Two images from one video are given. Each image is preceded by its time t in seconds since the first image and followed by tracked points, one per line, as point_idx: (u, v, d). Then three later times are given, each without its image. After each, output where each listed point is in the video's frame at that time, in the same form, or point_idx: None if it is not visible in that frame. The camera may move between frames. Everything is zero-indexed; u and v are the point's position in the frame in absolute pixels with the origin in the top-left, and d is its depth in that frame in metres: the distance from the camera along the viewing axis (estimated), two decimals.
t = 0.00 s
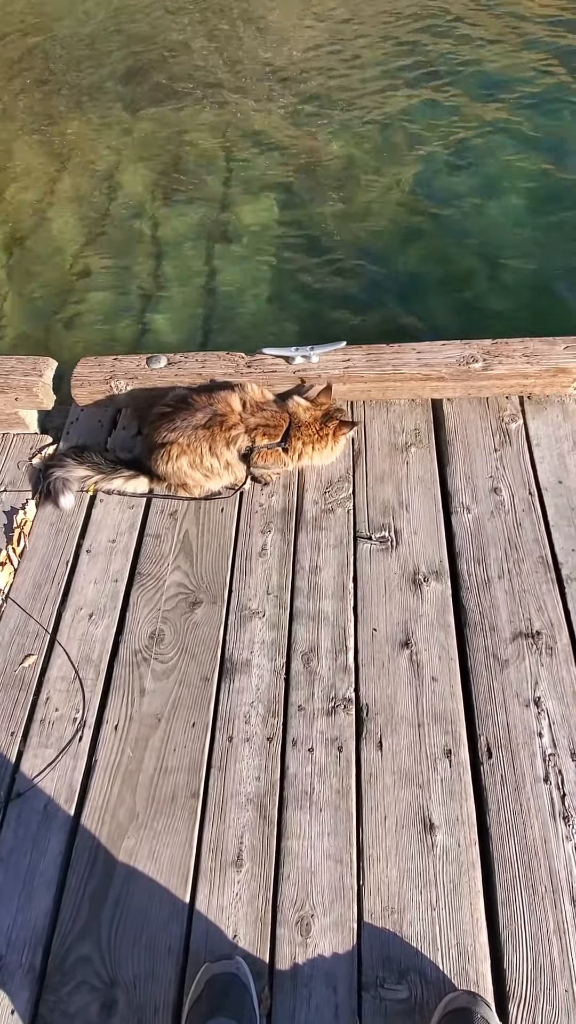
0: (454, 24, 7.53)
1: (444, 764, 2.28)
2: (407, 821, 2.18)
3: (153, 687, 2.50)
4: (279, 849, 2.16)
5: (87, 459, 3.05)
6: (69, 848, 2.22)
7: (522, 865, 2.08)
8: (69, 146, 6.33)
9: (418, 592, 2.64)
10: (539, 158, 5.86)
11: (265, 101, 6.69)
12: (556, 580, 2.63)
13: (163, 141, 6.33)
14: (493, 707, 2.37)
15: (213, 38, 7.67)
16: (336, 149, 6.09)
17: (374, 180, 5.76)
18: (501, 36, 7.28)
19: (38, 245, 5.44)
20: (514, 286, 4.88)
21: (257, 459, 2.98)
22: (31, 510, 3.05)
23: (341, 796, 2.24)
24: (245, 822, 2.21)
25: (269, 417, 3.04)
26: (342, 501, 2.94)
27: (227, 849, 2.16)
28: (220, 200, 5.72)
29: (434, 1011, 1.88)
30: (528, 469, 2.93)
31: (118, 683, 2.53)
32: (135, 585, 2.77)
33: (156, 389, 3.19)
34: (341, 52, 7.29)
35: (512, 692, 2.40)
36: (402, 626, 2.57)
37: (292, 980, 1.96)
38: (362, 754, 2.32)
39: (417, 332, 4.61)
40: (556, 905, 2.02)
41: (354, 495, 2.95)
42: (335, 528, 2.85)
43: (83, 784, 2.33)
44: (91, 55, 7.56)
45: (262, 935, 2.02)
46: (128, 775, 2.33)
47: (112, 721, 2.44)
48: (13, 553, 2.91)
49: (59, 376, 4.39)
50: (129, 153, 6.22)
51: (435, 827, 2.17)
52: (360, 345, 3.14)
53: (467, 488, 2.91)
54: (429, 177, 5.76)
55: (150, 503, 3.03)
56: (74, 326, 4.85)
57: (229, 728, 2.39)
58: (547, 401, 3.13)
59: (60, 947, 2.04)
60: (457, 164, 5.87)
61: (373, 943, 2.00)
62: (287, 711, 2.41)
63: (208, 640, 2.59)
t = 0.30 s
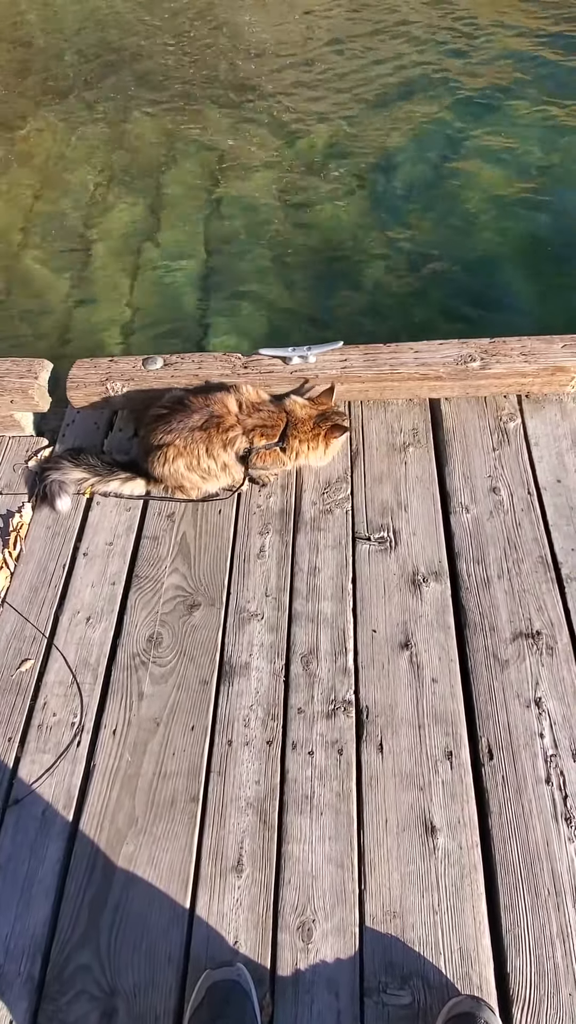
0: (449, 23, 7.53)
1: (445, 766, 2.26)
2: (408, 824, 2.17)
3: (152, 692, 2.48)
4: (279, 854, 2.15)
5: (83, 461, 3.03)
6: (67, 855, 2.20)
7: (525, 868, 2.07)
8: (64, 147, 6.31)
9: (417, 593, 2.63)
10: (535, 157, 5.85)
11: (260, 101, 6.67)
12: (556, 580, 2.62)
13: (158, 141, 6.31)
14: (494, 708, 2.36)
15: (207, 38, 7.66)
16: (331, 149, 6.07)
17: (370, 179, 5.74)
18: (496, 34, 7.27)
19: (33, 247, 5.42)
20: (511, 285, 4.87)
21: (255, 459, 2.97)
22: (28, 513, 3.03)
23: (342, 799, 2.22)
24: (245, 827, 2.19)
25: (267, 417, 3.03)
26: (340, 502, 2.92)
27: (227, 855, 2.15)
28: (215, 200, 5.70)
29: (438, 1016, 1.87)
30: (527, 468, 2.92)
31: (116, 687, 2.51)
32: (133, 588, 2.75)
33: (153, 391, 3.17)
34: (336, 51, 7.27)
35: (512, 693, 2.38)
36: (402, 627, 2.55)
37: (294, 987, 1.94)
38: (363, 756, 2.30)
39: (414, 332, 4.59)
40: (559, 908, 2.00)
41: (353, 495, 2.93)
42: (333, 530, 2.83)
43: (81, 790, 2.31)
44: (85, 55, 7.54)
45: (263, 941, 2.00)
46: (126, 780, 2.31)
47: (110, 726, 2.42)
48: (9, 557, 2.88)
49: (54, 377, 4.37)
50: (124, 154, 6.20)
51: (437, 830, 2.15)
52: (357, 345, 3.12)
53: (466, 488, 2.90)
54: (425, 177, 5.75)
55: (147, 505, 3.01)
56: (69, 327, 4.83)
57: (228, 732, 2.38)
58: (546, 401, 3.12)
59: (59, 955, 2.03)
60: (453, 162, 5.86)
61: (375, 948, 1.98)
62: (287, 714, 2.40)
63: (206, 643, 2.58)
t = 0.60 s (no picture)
0: (447, 21, 7.51)
1: (447, 767, 2.25)
2: (410, 826, 2.16)
3: (152, 694, 2.47)
4: (281, 857, 2.13)
5: (82, 462, 3.02)
6: (68, 859, 2.19)
7: (528, 870, 2.06)
8: (61, 147, 6.29)
9: (418, 594, 2.62)
10: (533, 155, 5.84)
11: (258, 100, 6.66)
12: (557, 581, 2.61)
13: (155, 141, 6.29)
14: (496, 709, 2.35)
15: (204, 38, 7.64)
16: (330, 148, 6.06)
17: (368, 179, 5.73)
18: (494, 32, 7.26)
19: (31, 247, 5.40)
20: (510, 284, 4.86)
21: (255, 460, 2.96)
22: (26, 514, 3.01)
23: (344, 802, 2.21)
24: (247, 829, 2.18)
25: (266, 417, 3.02)
26: (341, 503, 2.91)
27: (229, 858, 2.14)
28: (213, 199, 5.69)
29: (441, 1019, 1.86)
30: (528, 468, 2.91)
31: (116, 690, 2.49)
32: (133, 590, 2.74)
33: (152, 391, 3.15)
34: (333, 51, 7.26)
35: (514, 694, 2.37)
36: (403, 628, 2.54)
37: (296, 991, 1.93)
38: (364, 758, 2.29)
39: (414, 332, 4.58)
40: (562, 909, 1.99)
41: (353, 496, 2.92)
42: (333, 531, 2.82)
43: (81, 793, 2.30)
44: (82, 54, 7.52)
45: (266, 945, 1.99)
46: (127, 783, 2.29)
47: (110, 729, 2.41)
48: (8, 558, 2.85)
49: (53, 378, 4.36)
50: (122, 153, 6.18)
51: (439, 832, 2.14)
52: (357, 345, 3.11)
53: (467, 488, 2.89)
54: (423, 176, 5.73)
55: (147, 507, 3.00)
56: (68, 328, 4.81)
57: (229, 734, 2.37)
58: (546, 401, 3.11)
59: (60, 960, 2.01)
60: (452, 161, 5.84)
61: (378, 952, 1.97)
62: (288, 716, 2.39)
63: (207, 645, 2.56)
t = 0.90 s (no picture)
0: (447, 21, 7.51)
1: (447, 768, 2.25)
2: (411, 826, 2.16)
3: (152, 694, 2.47)
4: (281, 857, 2.13)
5: (82, 462, 3.01)
6: (68, 858, 2.19)
7: (528, 870, 2.06)
8: (61, 146, 6.29)
9: (419, 594, 2.62)
10: (534, 155, 5.84)
11: (259, 100, 6.65)
12: (558, 581, 2.61)
13: (155, 140, 6.29)
14: (496, 710, 2.35)
15: (205, 37, 7.63)
16: (330, 147, 6.06)
17: (369, 178, 5.73)
18: (495, 32, 7.25)
19: (31, 246, 5.40)
20: (511, 284, 4.85)
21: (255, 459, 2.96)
22: (27, 514, 3.01)
23: (344, 802, 2.21)
24: (247, 830, 2.18)
25: (267, 416, 3.01)
26: (341, 502, 2.91)
27: (229, 859, 2.13)
28: (213, 198, 5.68)
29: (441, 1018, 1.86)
30: (528, 469, 2.90)
31: (116, 690, 2.49)
32: (133, 590, 2.74)
33: (152, 391, 3.15)
34: (334, 50, 7.26)
35: (515, 693, 2.38)
36: (404, 629, 2.54)
37: (297, 991, 1.93)
38: (365, 758, 2.29)
39: (415, 331, 4.58)
40: (562, 909, 2.00)
41: (354, 495, 2.92)
42: (334, 531, 2.82)
43: (81, 793, 2.30)
44: (82, 53, 7.51)
45: (266, 945, 1.99)
46: (127, 783, 2.29)
47: (110, 729, 2.41)
48: (8, 557, 2.85)
49: (53, 378, 4.35)
50: (122, 153, 6.17)
51: (439, 832, 2.14)
52: (358, 345, 3.10)
53: (467, 488, 2.89)
54: (424, 175, 5.73)
55: (147, 506, 3.00)
56: (68, 327, 4.81)
57: (230, 735, 2.36)
58: (547, 401, 3.11)
59: (60, 959, 2.01)
60: (453, 161, 5.84)
61: (378, 951, 1.97)
62: (289, 716, 2.39)
63: (207, 645, 2.56)
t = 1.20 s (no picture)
0: (449, 20, 7.50)
1: (446, 767, 2.26)
2: (410, 825, 2.16)
3: (151, 692, 2.47)
4: (280, 855, 2.14)
5: (83, 460, 3.01)
6: (68, 856, 2.19)
7: (526, 870, 2.06)
8: (62, 144, 6.28)
9: (418, 594, 2.62)
10: (535, 155, 5.84)
11: (260, 98, 6.64)
12: (557, 582, 2.61)
13: (156, 138, 6.28)
14: (495, 710, 2.35)
15: (206, 35, 7.63)
16: (332, 146, 6.05)
17: (370, 177, 5.73)
18: (496, 31, 7.25)
19: (32, 244, 5.40)
20: (512, 284, 4.85)
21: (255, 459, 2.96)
22: (27, 513, 3.01)
23: (343, 801, 2.21)
24: (246, 828, 2.18)
25: (267, 415, 3.02)
26: (341, 502, 2.91)
27: (228, 857, 2.14)
28: (214, 197, 5.68)
29: (438, 1016, 1.87)
30: (528, 469, 2.91)
31: (116, 689, 2.50)
32: (133, 589, 2.74)
33: (152, 390, 3.15)
34: (335, 48, 7.25)
35: (514, 693, 2.38)
36: (403, 629, 2.54)
37: (295, 989, 1.94)
38: (363, 757, 2.29)
39: (415, 331, 4.58)
40: (560, 908, 2.00)
41: (353, 495, 2.92)
42: (334, 530, 2.82)
43: (81, 791, 2.30)
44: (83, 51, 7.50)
45: (264, 944, 2.00)
46: (127, 781, 2.30)
47: (110, 728, 2.41)
48: (8, 555, 2.85)
49: (53, 376, 4.35)
50: (123, 151, 6.17)
51: (438, 831, 2.14)
52: (358, 344, 3.10)
53: (467, 488, 2.89)
54: (425, 174, 5.73)
55: (147, 505, 3.00)
56: (68, 325, 4.81)
57: (229, 733, 2.37)
58: (547, 401, 3.11)
59: (59, 957, 2.02)
60: (454, 160, 5.83)
61: (376, 949, 1.98)
62: (288, 715, 2.39)
63: (206, 643, 2.57)
